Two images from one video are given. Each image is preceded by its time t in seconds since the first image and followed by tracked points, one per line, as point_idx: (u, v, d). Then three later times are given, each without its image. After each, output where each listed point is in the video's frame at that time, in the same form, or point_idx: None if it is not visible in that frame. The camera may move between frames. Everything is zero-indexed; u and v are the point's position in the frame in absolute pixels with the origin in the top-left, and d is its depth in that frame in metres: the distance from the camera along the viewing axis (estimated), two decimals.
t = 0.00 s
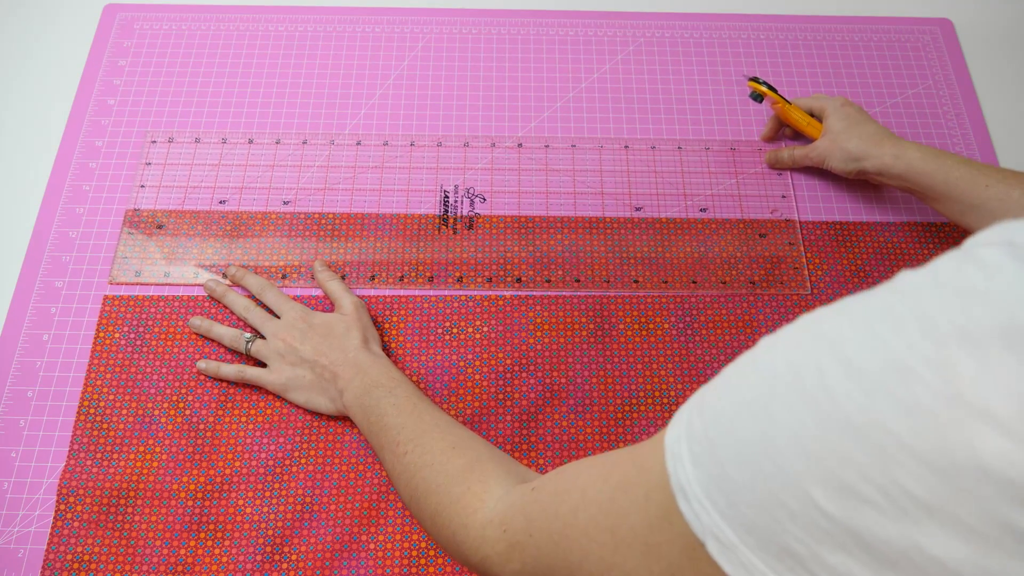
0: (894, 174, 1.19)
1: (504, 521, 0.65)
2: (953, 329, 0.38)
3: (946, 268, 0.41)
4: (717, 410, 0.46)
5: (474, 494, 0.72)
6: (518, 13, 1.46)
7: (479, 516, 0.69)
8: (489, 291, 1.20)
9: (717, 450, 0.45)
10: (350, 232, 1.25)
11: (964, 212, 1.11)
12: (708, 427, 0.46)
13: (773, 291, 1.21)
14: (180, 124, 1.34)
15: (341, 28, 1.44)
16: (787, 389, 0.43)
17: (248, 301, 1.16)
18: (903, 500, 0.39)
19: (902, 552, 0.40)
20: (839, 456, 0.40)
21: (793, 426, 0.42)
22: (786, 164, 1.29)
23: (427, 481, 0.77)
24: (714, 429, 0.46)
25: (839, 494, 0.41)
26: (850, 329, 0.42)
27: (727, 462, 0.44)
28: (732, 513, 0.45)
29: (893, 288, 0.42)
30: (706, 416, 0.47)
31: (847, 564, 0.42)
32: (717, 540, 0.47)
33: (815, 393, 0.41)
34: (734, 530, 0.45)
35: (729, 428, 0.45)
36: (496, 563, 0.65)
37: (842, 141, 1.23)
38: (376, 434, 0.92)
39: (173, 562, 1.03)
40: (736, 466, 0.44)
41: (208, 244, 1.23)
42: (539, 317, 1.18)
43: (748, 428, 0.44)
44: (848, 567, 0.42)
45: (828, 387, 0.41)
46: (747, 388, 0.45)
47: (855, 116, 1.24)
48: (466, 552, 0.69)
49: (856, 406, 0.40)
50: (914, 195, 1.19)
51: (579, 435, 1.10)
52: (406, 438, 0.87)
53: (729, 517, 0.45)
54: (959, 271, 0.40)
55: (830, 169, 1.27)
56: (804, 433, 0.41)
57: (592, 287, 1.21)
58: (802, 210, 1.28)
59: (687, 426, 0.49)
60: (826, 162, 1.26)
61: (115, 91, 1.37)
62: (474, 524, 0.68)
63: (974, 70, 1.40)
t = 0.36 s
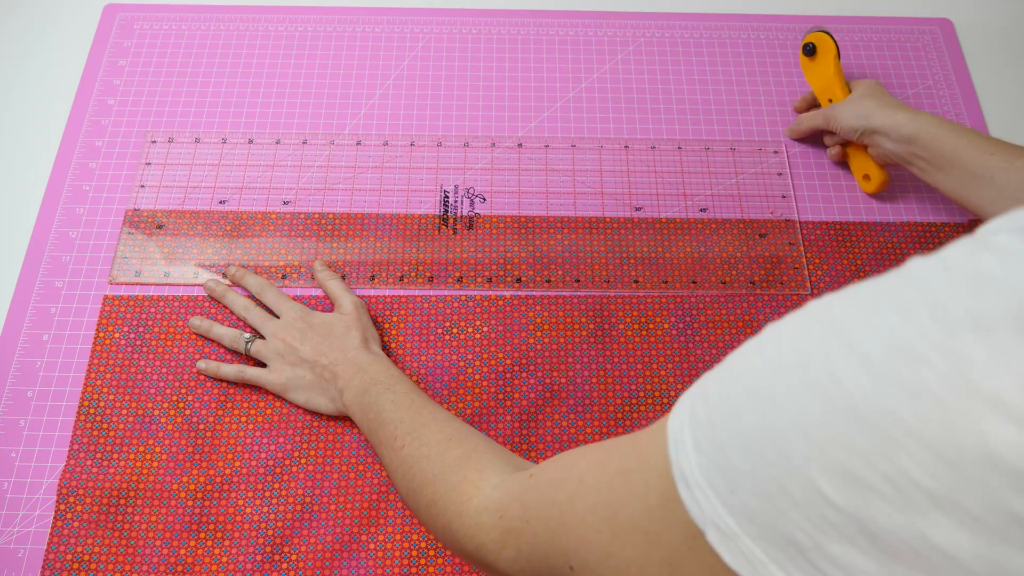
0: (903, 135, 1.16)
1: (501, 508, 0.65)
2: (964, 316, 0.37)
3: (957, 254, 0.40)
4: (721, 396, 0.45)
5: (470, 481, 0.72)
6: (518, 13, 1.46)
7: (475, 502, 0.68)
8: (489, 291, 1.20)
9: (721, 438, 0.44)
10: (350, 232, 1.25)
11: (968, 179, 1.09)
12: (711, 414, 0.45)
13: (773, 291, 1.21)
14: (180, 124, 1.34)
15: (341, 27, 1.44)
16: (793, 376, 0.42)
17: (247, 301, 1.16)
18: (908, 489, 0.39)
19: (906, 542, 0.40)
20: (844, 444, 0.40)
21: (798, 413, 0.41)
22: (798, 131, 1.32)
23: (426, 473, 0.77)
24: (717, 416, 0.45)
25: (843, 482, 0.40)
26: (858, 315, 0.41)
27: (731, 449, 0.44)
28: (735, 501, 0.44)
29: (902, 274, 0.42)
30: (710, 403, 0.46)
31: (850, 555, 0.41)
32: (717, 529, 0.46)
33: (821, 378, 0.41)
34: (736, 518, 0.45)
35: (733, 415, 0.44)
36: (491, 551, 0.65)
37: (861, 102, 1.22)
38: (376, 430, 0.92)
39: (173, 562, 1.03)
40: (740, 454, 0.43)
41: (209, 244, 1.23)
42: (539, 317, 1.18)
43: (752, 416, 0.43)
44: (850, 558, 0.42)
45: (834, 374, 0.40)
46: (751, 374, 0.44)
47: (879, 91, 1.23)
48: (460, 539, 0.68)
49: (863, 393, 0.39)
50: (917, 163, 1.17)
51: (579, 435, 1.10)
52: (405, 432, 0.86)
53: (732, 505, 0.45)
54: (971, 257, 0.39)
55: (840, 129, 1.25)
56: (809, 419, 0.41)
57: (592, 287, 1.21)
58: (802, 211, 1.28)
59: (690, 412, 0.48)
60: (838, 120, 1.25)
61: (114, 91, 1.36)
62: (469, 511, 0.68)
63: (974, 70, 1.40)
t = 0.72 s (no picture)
0: (893, 123, 1.15)
1: (503, 506, 0.65)
2: (987, 337, 0.37)
3: (977, 271, 0.40)
4: (734, 407, 0.45)
5: (470, 477, 0.72)
6: (518, 13, 1.46)
7: (476, 498, 0.68)
8: (489, 291, 1.20)
9: (734, 450, 0.44)
10: (350, 232, 1.25)
11: (965, 163, 1.09)
12: (723, 425, 0.45)
13: (773, 291, 1.21)
14: (180, 124, 1.34)
15: (342, 27, 1.44)
16: (808, 390, 0.42)
17: (247, 301, 1.16)
18: (926, 507, 0.38)
19: (922, 562, 0.39)
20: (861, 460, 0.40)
21: (814, 427, 0.41)
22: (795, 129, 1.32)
23: (426, 470, 0.77)
24: (730, 427, 0.44)
25: (859, 497, 0.40)
26: (879, 331, 0.41)
27: (745, 462, 0.43)
28: (747, 513, 0.44)
29: (923, 290, 0.42)
30: (722, 413, 0.45)
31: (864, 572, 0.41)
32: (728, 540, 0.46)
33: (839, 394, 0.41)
34: (748, 531, 0.44)
35: (747, 428, 0.44)
36: (492, 548, 0.65)
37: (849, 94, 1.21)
38: (376, 430, 0.92)
39: (173, 562, 1.03)
40: (754, 466, 0.43)
41: (209, 244, 1.23)
42: (539, 317, 1.18)
43: (766, 429, 0.43)
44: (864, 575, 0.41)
45: (852, 389, 0.40)
46: (766, 386, 0.44)
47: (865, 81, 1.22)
48: (460, 535, 0.69)
49: (881, 410, 0.39)
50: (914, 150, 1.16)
51: (579, 435, 1.10)
52: (405, 429, 0.86)
53: (744, 519, 0.44)
54: (992, 275, 0.39)
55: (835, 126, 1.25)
56: (825, 434, 0.41)
57: (592, 287, 1.21)
58: (802, 210, 1.28)
59: (700, 421, 0.48)
60: (831, 117, 1.24)
61: (114, 91, 1.36)
62: (469, 507, 0.68)
63: (974, 70, 1.40)
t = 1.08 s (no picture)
0: (912, 158, 1.17)
1: (503, 508, 0.65)
2: (989, 334, 0.36)
3: (981, 267, 0.39)
4: (738, 406, 0.45)
5: (472, 480, 0.72)
6: (518, 13, 1.46)
7: (478, 500, 0.68)
8: (489, 291, 1.20)
9: (737, 448, 0.44)
10: (350, 232, 1.24)
11: (982, 196, 1.11)
12: (727, 424, 0.45)
13: (773, 291, 1.21)
14: (181, 125, 1.34)
15: (341, 28, 1.44)
16: (812, 388, 0.42)
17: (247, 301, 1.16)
18: (929, 505, 0.38)
19: (924, 558, 0.39)
20: (864, 458, 0.40)
21: (817, 426, 0.41)
22: (798, 164, 1.29)
23: (426, 474, 0.77)
24: (733, 425, 0.45)
25: (861, 495, 0.40)
26: (880, 328, 0.40)
27: (748, 460, 0.43)
28: (749, 511, 0.44)
29: (926, 286, 0.41)
30: (725, 412, 0.45)
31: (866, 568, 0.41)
32: (730, 537, 0.46)
33: (841, 392, 0.40)
34: (749, 529, 0.45)
35: (750, 426, 0.44)
36: (492, 550, 0.65)
37: (857, 127, 1.21)
38: (375, 431, 0.92)
39: (173, 562, 1.03)
40: (757, 465, 0.43)
41: (208, 244, 1.23)
42: (539, 317, 1.18)
43: (770, 427, 0.43)
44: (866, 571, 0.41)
45: (855, 388, 0.40)
46: (769, 384, 0.44)
47: (870, 104, 1.22)
48: (459, 538, 0.68)
49: (883, 408, 0.39)
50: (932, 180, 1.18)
51: (579, 435, 1.10)
52: (405, 431, 0.87)
53: (746, 516, 0.44)
54: (995, 272, 0.38)
55: (845, 159, 1.25)
56: (828, 432, 0.41)
57: (592, 287, 1.21)
58: (804, 211, 1.28)
59: (704, 419, 0.48)
60: (841, 151, 1.24)
61: (115, 91, 1.36)
62: (470, 509, 0.68)
63: (974, 70, 1.40)
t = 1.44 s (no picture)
0: (947, 153, 1.15)
1: (504, 508, 0.65)
2: (991, 321, 0.35)
3: (985, 256, 0.38)
4: (741, 397, 0.45)
5: (473, 481, 0.72)
6: (518, 13, 1.46)
7: (479, 501, 0.69)
8: (490, 291, 1.20)
9: (739, 439, 0.44)
10: (350, 232, 1.25)
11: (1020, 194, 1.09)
12: (730, 415, 0.45)
13: (773, 291, 1.21)
14: (181, 125, 1.34)
15: (341, 28, 1.44)
16: (813, 378, 0.41)
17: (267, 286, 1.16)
18: (932, 494, 0.37)
19: (927, 548, 0.38)
20: (866, 447, 0.39)
21: (819, 415, 0.41)
22: (833, 163, 1.29)
23: (428, 477, 0.77)
24: (735, 416, 0.44)
25: (864, 484, 0.39)
26: (882, 317, 0.40)
27: (749, 451, 0.43)
28: (751, 503, 0.44)
29: (926, 276, 0.40)
30: (727, 405, 0.45)
31: (868, 559, 0.40)
32: (731, 529, 0.46)
33: (842, 381, 0.40)
34: (751, 520, 0.44)
35: (752, 417, 0.43)
36: (493, 552, 0.65)
37: (893, 122, 1.20)
38: (378, 432, 0.93)
39: (173, 562, 1.03)
40: (758, 456, 0.43)
41: (208, 244, 1.23)
42: (539, 317, 1.18)
43: (772, 418, 0.42)
44: (868, 562, 0.40)
45: (857, 377, 0.39)
46: (771, 375, 0.43)
47: (905, 102, 1.22)
48: (461, 539, 0.68)
49: (885, 396, 0.38)
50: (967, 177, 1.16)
51: (579, 435, 1.10)
52: (408, 435, 0.87)
53: (747, 507, 0.44)
54: (998, 260, 0.37)
55: (880, 156, 1.23)
56: (829, 421, 0.40)
57: (592, 287, 1.21)
58: (842, 210, 1.28)
59: (706, 413, 0.48)
60: (875, 147, 1.23)
61: (114, 91, 1.36)
62: (470, 510, 0.68)
63: (973, 70, 1.40)
